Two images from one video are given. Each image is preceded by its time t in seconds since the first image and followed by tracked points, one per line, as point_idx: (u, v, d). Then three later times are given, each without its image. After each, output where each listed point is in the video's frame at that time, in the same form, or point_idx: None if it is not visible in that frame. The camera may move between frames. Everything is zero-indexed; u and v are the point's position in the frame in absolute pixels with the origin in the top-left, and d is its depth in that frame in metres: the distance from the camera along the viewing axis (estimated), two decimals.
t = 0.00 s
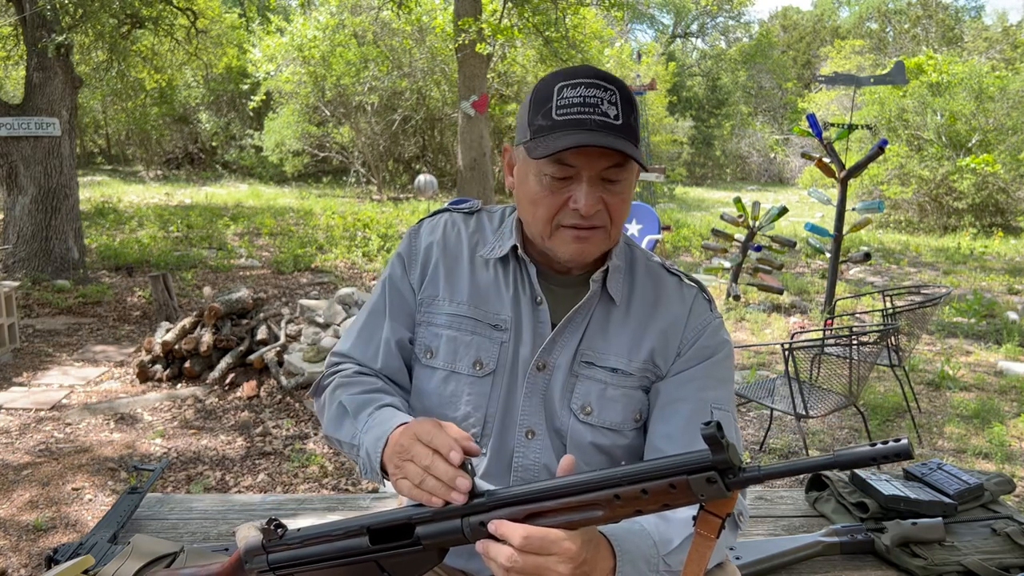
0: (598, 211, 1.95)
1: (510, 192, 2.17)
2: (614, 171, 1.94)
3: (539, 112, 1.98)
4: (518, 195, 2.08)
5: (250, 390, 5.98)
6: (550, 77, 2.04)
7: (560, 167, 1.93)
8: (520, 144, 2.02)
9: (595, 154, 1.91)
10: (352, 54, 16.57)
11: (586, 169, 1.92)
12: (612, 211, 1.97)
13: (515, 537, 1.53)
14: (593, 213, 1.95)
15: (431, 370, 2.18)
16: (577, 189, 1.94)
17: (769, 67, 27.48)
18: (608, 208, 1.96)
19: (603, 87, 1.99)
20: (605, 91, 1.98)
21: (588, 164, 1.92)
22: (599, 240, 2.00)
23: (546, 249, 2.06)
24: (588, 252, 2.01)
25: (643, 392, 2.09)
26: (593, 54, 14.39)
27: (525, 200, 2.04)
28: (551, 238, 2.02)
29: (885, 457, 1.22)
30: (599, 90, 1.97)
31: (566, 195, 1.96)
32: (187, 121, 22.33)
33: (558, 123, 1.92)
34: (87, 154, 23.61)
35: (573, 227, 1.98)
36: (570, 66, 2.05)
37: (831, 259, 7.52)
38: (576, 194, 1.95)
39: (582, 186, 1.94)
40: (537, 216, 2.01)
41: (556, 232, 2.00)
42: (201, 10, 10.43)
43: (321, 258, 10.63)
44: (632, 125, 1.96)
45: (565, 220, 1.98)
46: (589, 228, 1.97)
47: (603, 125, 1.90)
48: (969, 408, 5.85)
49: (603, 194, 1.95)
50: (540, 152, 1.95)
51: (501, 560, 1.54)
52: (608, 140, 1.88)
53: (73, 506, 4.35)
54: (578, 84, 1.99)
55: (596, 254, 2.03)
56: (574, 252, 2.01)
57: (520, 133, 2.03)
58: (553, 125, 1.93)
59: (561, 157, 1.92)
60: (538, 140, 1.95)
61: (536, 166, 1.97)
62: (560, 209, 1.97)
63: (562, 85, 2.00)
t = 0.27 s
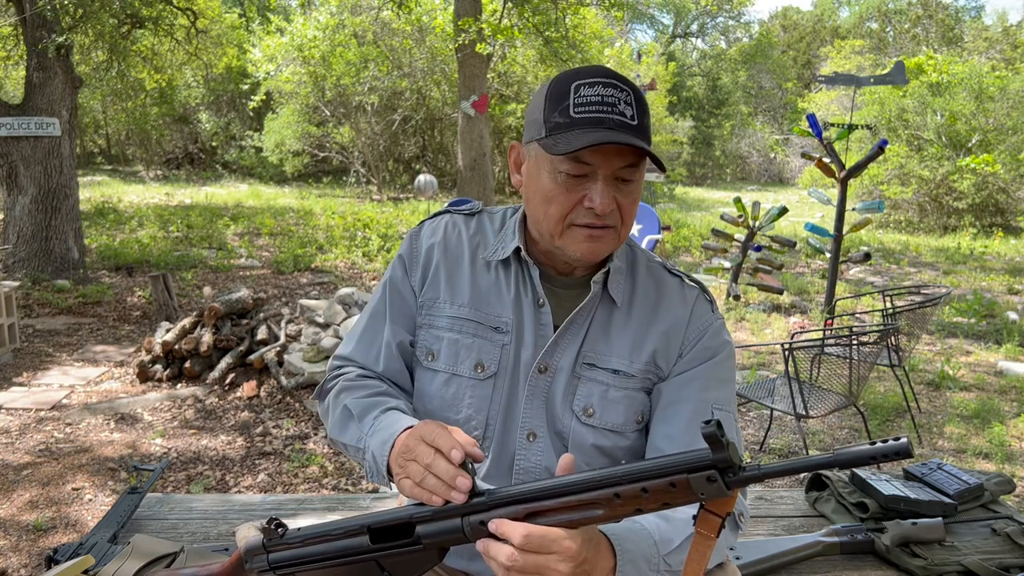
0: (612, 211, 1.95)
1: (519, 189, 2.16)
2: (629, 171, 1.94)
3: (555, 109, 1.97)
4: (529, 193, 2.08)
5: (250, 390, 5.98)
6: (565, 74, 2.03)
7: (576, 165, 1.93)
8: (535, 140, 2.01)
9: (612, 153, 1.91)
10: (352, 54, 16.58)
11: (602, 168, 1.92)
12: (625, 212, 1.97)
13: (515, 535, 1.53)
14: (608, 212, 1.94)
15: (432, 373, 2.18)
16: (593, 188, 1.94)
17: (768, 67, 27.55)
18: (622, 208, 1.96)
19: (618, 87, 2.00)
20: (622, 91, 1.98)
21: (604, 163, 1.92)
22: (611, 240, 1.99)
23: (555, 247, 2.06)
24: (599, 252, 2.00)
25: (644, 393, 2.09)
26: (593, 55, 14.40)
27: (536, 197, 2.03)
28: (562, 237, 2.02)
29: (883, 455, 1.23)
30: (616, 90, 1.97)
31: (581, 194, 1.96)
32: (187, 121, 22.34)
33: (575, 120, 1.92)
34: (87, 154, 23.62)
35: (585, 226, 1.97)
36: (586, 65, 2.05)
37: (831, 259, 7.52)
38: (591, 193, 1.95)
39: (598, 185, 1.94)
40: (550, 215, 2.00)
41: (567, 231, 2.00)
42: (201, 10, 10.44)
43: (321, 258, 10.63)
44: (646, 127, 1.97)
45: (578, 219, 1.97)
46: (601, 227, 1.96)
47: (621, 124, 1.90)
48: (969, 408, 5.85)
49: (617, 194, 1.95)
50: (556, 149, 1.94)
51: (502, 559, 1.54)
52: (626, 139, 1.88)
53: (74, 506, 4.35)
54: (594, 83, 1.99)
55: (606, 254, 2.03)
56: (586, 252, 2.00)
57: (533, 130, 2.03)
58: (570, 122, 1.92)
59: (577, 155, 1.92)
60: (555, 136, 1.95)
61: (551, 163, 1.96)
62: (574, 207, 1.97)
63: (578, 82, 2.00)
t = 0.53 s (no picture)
0: (613, 210, 1.95)
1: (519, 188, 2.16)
2: (629, 171, 1.94)
3: (556, 109, 1.97)
4: (529, 194, 2.08)
5: (250, 390, 5.98)
6: (566, 74, 2.03)
7: (577, 165, 1.93)
8: (535, 140, 2.01)
9: (612, 153, 1.91)
10: (352, 54, 16.58)
11: (603, 167, 1.92)
12: (625, 211, 1.97)
13: (514, 532, 1.52)
14: (608, 212, 1.94)
15: (433, 375, 2.18)
16: (594, 187, 1.94)
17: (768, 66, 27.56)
18: (623, 208, 1.96)
19: (619, 87, 2.00)
20: (623, 91, 1.98)
21: (605, 163, 1.92)
22: (611, 240, 1.99)
23: (555, 247, 2.06)
24: (599, 253, 2.00)
25: (645, 394, 2.09)
26: (593, 55, 14.40)
27: (537, 197, 2.03)
28: (563, 237, 2.01)
29: (882, 451, 1.23)
30: (617, 91, 1.97)
31: (582, 194, 1.95)
32: (187, 121, 22.35)
33: (577, 120, 1.92)
34: (87, 154, 23.62)
35: (586, 226, 1.97)
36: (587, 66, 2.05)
37: (831, 259, 7.52)
38: (592, 193, 1.95)
39: (599, 184, 1.94)
40: (551, 214, 2.00)
41: (568, 231, 2.00)
42: (201, 10, 10.44)
43: (321, 258, 10.63)
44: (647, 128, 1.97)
45: (579, 219, 1.97)
46: (602, 227, 1.96)
47: (622, 125, 1.90)
48: (969, 408, 5.85)
49: (618, 194, 1.95)
50: (557, 149, 1.94)
51: (502, 557, 1.54)
52: (628, 139, 1.88)
53: (74, 506, 4.35)
54: (595, 83, 1.99)
55: (608, 254, 2.02)
56: (587, 252, 2.00)
57: (534, 130, 2.02)
58: (572, 122, 1.92)
59: (579, 155, 1.91)
60: (557, 136, 1.95)
61: (552, 162, 1.96)
62: (575, 207, 1.97)
63: (579, 83, 1.99)
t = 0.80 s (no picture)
0: (616, 212, 1.95)
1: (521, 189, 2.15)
2: (633, 173, 1.95)
3: (561, 109, 1.97)
4: (532, 194, 2.07)
5: (250, 390, 5.98)
6: (571, 75, 2.03)
7: (581, 166, 1.93)
8: (539, 140, 2.00)
9: (617, 155, 1.91)
10: (352, 54, 16.58)
11: (607, 169, 1.92)
12: (629, 213, 1.96)
13: (514, 530, 1.52)
14: (612, 213, 1.94)
15: (434, 375, 2.18)
16: (598, 189, 1.94)
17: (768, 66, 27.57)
18: (626, 209, 1.96)
19: (624, 89, 2.00)
20: (628, 93, 1.99)
21: (609, 164, 1.92)
22: (614, 240, 1.99)
23: (559, 247, 2.05)
24: (602, 253, 2.00)
25: (646, 394, 2.09)
26: (592, 54, 14.40)
27: (540, 197, 2.03)
28: (566, 237, 2.01)
29: (881, 448, 1.23)
30: (622, 92, 1.97)
31: (586, 195, 1.96)
32: (187, 121, 22.35)
33: (582, 121, 1.92)
34: (87, 154, 23.63)
35: (589, 226, 1.97)
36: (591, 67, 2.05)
37: (831, 259, 7.52)
38: (596, 194, 1.95)
39: (603, 185, 1.94)
40: (554, 214, 2.00)
41: (571, 231, 1.99)
42: (200, 10, 10.44)
43: (321, 258, 10.63)
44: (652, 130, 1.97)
45: (582, 220, 1.97)
46: (605, 228, 1.96)
47: (627, 127, 1.91)
48: (969, 408, 5.85)
49: (622, 196, 1.95)
50: (562, 149, 1.94)
51: (502, 555, 1.53)
52: (633, 141, 1.89)
53: (74, 506, 4.35)
54: (601, 84, 1.98)
55: (611, 255, 2.02)
56: (590, 252, 2.00)
57: (538, 130, 2.02)
58: (577, 123, 1.92)
59: (584, 156, 1.91)
60: (561, 137, 1.95)
61: (556, 163, 1.96)
62: (579, 208, 1.97)
63: (584, 83, 1.99)
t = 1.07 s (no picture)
0: (619, 212, 1.94)
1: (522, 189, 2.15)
2: (635, 173, 1.95)
3: (563, 109, 1.97)
4: (534, 194, 2.07)
5: (250, 390, 5.98)
6: (572, 75, 2.03)
7: (583, 166, 1.93)
8: (541, 140, 2.00)
9: (620, 154, 1.91)
10: (352, 54, 16.57)
11: (610, 168, 1.92)
12: (632, 212, 1.96)
13: (515, 529, 1.52)
14: (615, 214, 1.94)
15: (434, 375, 2.18)
16: (600, 189, 1.94)
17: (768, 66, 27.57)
18: (629, 209, 1.96)
19: (625, 89, 2.00)
20: (629, 93, 1.99)
21: (612, 164, 1.92)
22: (618, 240, 1.99)
23: (562, 248, 2.05)
24: (606, 253, 1.99)
25: (646, 394, 2.09)
26: (592, 54, 14.40)
27: (543, 198, 2.03)
28: (570, 238, 2.01)
29: (882, 447, 1.22)
30: (623, 92, 1.98)
31: (588, 195, 1.95)
32: (187, 121, 22.36)
33: (584, 121, 1.92)
34: (87, 154, 23.63)
35: (592, 227, 1.97)
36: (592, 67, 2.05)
37: (831, 259, 7.51)
38: (599, 194, 1.94)
39: (605, 185, 1.94)
40: (558, 215, 2.00)
41: (575, 232, 1.99)
42: (200, 10, 10.44)
43: (321, 258, 10.63)
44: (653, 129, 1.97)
45: (586, 220, 1.97)
46: (608, 227, 1.96)
47: (628, 126, 1.91)
48: (969, 408, 5.85)
49: (624, 195, 1.95)
50: (564, 150, 1.94)
51: (502, 555, 1.53)
52: (635, 140, 1.89)
53: (73, 506, 4.35)
54: (602, 84, 1.98)
55: (614, 255, 2.02)
56: (593, 252, 2.00)
57: (539, 130, 2.02)
58: (579, 123, 1.92)
59: (586, 156, 1.92)
60: (563, 137, 1.95)
61: (558, 163, 1.96)
62: (582, 208, 1.97)
63: (585, 83, 1.99)
